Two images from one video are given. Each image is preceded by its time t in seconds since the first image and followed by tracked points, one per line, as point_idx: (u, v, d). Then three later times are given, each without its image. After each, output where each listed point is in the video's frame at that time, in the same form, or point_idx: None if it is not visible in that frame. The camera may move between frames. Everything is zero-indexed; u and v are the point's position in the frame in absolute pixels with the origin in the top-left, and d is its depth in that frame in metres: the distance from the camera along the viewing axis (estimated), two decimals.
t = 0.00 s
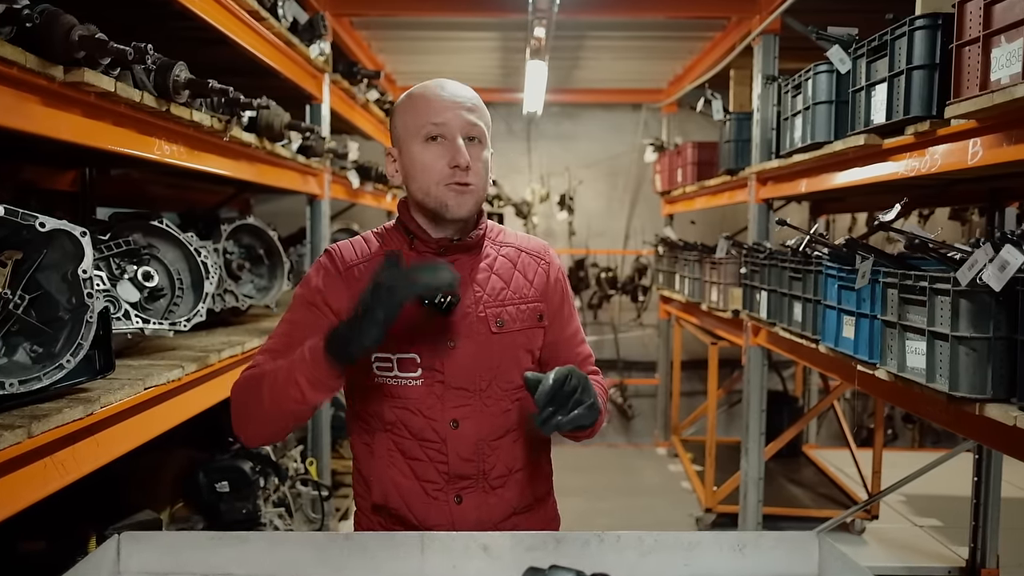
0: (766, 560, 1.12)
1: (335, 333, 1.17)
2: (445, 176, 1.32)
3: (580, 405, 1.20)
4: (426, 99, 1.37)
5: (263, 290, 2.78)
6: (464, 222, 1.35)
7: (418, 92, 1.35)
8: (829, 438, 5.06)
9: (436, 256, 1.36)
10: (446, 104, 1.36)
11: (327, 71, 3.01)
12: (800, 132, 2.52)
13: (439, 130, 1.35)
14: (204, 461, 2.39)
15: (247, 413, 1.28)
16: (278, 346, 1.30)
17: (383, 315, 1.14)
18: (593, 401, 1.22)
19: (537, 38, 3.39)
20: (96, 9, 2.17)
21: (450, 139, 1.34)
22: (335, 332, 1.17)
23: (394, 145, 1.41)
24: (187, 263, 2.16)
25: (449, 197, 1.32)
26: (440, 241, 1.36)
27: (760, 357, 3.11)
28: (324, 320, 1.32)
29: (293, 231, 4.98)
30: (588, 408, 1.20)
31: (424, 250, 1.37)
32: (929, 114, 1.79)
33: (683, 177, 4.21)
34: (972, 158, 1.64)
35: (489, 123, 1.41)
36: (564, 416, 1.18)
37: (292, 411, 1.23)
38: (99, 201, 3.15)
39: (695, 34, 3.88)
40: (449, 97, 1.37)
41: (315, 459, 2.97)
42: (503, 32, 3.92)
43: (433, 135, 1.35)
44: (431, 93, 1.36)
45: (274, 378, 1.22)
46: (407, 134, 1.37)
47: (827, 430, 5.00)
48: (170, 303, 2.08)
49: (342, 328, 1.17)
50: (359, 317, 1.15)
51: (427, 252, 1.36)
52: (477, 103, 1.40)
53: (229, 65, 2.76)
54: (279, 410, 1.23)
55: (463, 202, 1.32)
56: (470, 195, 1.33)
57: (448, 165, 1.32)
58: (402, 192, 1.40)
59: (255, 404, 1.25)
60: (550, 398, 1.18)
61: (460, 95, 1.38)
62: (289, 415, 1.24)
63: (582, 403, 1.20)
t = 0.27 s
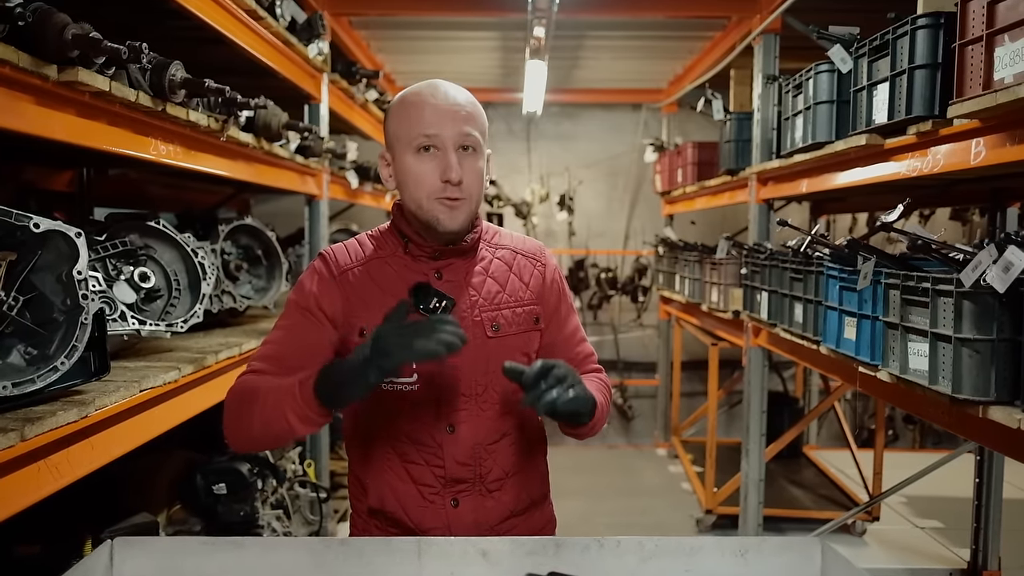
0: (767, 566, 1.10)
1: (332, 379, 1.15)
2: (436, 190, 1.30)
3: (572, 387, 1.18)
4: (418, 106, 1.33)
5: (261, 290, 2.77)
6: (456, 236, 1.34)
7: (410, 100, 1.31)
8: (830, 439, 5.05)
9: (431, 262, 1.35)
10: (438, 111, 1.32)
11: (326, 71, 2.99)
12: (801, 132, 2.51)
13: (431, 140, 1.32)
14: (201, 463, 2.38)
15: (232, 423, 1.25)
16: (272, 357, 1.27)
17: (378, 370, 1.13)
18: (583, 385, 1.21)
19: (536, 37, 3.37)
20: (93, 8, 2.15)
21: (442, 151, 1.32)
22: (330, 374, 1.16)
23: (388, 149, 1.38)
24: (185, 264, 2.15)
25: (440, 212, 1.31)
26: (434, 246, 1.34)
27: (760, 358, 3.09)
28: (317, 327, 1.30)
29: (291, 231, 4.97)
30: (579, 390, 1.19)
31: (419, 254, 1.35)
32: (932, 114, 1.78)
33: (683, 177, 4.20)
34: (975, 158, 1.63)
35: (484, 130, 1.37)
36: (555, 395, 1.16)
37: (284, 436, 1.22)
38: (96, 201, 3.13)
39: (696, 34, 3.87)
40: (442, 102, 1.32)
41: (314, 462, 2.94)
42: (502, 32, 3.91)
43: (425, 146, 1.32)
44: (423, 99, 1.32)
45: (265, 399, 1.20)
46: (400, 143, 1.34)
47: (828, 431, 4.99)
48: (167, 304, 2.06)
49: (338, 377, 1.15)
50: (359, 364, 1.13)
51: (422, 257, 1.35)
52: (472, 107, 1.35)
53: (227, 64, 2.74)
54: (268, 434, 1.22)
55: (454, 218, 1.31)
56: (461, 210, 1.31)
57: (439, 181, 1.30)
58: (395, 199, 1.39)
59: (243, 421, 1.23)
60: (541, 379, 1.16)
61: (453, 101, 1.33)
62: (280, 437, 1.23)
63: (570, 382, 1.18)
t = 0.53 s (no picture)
0: (771, 571, 1.09)
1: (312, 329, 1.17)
2: (432, 197, 1.28)
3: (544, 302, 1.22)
4: (414, 108, 1.29)
5: (260, 291, 2.75)
6: (452, 244, 1.33)
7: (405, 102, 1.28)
8: (831, 439, 5.03)
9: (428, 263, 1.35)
10: (435, 115, 1.28)
11: (325, 70, 2.98)
12: (802, 132, 2.50)
13: (427, 144, 1.29)
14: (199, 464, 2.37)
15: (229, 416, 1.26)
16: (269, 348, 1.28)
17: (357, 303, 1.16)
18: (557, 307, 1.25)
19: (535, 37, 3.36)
20: (90, 7, 2.14)
21: (438, 156, 1.29)
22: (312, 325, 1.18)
23: (384, 149, 1.35)
24: (182, 265, 2.13)
25: (435, 220, 1.29)
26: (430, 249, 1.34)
27: (761, 359, 3.08)
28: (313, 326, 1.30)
29: (290, 232, 4.95)
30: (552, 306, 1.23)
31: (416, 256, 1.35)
32: (935, 113, 1.76)
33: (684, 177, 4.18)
34: (978, 158, 1.62)
35: (482, 132, 1.33)
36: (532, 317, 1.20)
37: (280, 413, 1.23)
38: (94, 201, 3.12)
39: (696, 33, 3.85)
40: (438, 105, 1.29)
41: (312, 464, 2.90)
42: (502, 32, 3.90)
43: (421, 150, 1.29)
44: (419, 101, 1.28)
45: (258, 379, 1.22)
46: (396, 145, 1.31)
47: (829, 431, 4.98)
48: (165, 305, 2.05)
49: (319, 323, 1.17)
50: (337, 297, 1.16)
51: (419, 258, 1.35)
52: (470, 107, 1.32)
53: (225, 64, 2.73)
54: (262, 415, 1.22)
55: (450, 227, 1.29)
56: (457, 217, 1.30)
57: (434, 188, 1.27)
58: (391, 199, 1.37)
59: (237, 407, 1.24)
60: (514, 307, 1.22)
61: (451, 105, 1.29)
62: (274, 417, 1.23)
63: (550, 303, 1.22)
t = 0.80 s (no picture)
0: None
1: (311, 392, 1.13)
2: (428, 210, 1.26)
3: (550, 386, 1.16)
4: (408, 118, 1.26)
5: (259, 291, 2.74)
6: (450, 252, 1.30)
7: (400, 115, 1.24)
8: (832, 440, 5.02)
9: (426, 268, 1.31)
10: (429, 125, 1.24)
11: (324, 70, 2.97)
12: (804, 132, 2.48)
13: (422, 156, 1.26)
14: (198, 466, 2.36)
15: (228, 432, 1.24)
16: (268, 366, 1.26)
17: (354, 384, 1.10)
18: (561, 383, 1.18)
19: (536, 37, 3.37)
20: (89, 6, 2.13)
21: (433, 168, 1.26)
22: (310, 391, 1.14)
23: (380, 156, 1.33)
24: (181, 265, 2.12)
25: (432, 233, 1.27)
26: (428, 254, 1.30)
27: (762, 359, 3.07)
28: (312, 332, 1.29)
29: (290, 232, 4.94)
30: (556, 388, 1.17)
31: (414, 259, 1.31)
32: (939, 113, 1.75)
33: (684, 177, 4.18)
34: (983, 158, 1.60)
35: (479, 139, 1.30)
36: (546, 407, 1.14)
37: (270, 454, 1.20)
38: (93, 201, 3.10)
39: (697, 33, 3.84)
40: (433, 114, 1.25)
41: (311, 465, 2.91)
42: (502, 31, 3.88)
43: (416, 162, 1.27)
44: (412, 111, 1.25)
45: (256, 412, 1.18)
46: (390, 154, 1.28)
47: (829, 432, 4.96)
48: (163, 306, 2.03)
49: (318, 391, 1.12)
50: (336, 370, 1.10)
51: (417, 262, 1.31)
52: (466, 113, 1.27)
53: (224, 63, 2.72)
54: (260, 447, 1.19)
55: (447, 238, 1.27)
56: (454, 228, 1.28)
57: (430, 202, 1.26)
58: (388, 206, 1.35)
59: (236, 431, 1.21)
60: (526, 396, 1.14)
61: (445, 114, 1.25)
62: (266, 455, 1.21)
63: (563, 389, 1.16)
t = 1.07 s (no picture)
0: None
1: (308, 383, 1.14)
2: (429, 204, 1.26)
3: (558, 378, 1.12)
4: (411, 111, 1.26)
5: (258, 292, 2.73)
6: (451, 248, 1.28)
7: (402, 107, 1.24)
8: (833, 440, 5.01)
9: (427, 268, 1.30)
10: (431, 118, 1.25)
11: (324, 69, 2.96)
12: (806, 132, 2.47)
13: (424, 150, 1.26)
14: (196, 467, 2.35)
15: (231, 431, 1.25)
16: (271, 365, 1.27)
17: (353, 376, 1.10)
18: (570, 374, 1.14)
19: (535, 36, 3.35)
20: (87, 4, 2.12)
21: (435, 161, 1.26)
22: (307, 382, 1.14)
23: (381, 153, 1.33)
24: (180, 266, 2.10)
25: (433, 227, 1.26)
26: (429, 253, 1.29)
27: (763, 360, 3.06)
28: (313, 334, 1.28)
29: (289, 232, 4.94)
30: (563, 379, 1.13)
31: (415, 261, 1.30)
32: (941, 112, 1.74)
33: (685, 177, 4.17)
34: (986, 158, 1.59)
35: (481, 134, 1.30)
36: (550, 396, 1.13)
37: (274, 448, 1.20)
38: (92, 201, 3.09)
39: (698, 32, 3.83)
40: (435, 107, 1.25)
41: (311, 466, 2.93)
42: (502, 31, 3.87)
43: (418, 156, 1.26)
44: (415, 105, 1.25)
45: (257, 408, 1.19)
46: (391, 149, 1.28)
47: (830, 432, 4.95)
48: (161, 307, 2.02)
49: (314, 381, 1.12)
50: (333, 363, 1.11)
51: (418, 263, 1.30)
52: (468, 108, 1.28)
53: (223, 63, 2.71)
54: (263, 442, 1.19)
55: (449, 232, 1.26)
56: (456, 223, 1.26)
57: (432, 195, 1.25)
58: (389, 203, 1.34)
59: (240, 430, 1.23)
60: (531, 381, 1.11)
61: (447, 107, 1.26)
62: (270, 450, 1.21)
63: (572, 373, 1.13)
